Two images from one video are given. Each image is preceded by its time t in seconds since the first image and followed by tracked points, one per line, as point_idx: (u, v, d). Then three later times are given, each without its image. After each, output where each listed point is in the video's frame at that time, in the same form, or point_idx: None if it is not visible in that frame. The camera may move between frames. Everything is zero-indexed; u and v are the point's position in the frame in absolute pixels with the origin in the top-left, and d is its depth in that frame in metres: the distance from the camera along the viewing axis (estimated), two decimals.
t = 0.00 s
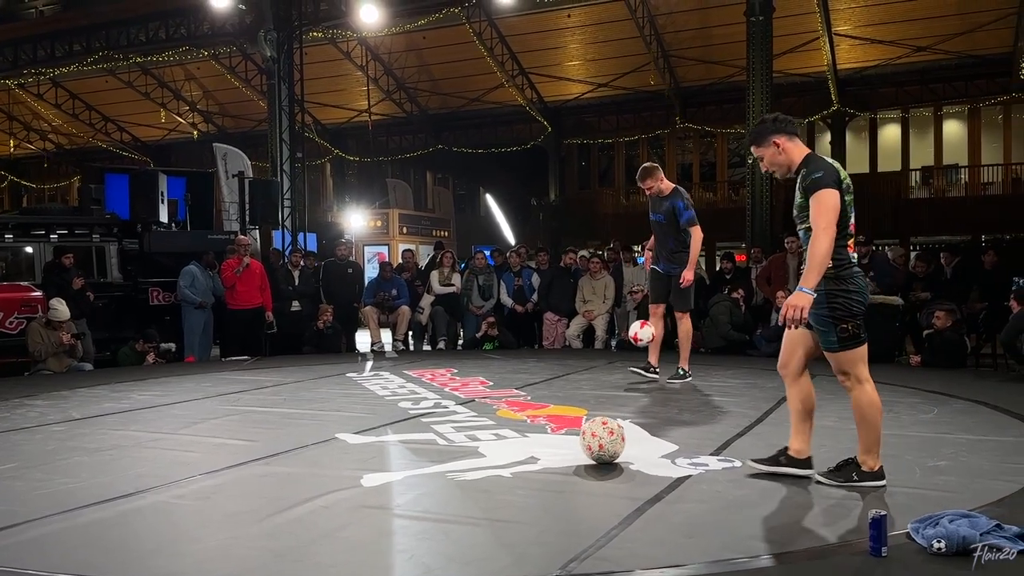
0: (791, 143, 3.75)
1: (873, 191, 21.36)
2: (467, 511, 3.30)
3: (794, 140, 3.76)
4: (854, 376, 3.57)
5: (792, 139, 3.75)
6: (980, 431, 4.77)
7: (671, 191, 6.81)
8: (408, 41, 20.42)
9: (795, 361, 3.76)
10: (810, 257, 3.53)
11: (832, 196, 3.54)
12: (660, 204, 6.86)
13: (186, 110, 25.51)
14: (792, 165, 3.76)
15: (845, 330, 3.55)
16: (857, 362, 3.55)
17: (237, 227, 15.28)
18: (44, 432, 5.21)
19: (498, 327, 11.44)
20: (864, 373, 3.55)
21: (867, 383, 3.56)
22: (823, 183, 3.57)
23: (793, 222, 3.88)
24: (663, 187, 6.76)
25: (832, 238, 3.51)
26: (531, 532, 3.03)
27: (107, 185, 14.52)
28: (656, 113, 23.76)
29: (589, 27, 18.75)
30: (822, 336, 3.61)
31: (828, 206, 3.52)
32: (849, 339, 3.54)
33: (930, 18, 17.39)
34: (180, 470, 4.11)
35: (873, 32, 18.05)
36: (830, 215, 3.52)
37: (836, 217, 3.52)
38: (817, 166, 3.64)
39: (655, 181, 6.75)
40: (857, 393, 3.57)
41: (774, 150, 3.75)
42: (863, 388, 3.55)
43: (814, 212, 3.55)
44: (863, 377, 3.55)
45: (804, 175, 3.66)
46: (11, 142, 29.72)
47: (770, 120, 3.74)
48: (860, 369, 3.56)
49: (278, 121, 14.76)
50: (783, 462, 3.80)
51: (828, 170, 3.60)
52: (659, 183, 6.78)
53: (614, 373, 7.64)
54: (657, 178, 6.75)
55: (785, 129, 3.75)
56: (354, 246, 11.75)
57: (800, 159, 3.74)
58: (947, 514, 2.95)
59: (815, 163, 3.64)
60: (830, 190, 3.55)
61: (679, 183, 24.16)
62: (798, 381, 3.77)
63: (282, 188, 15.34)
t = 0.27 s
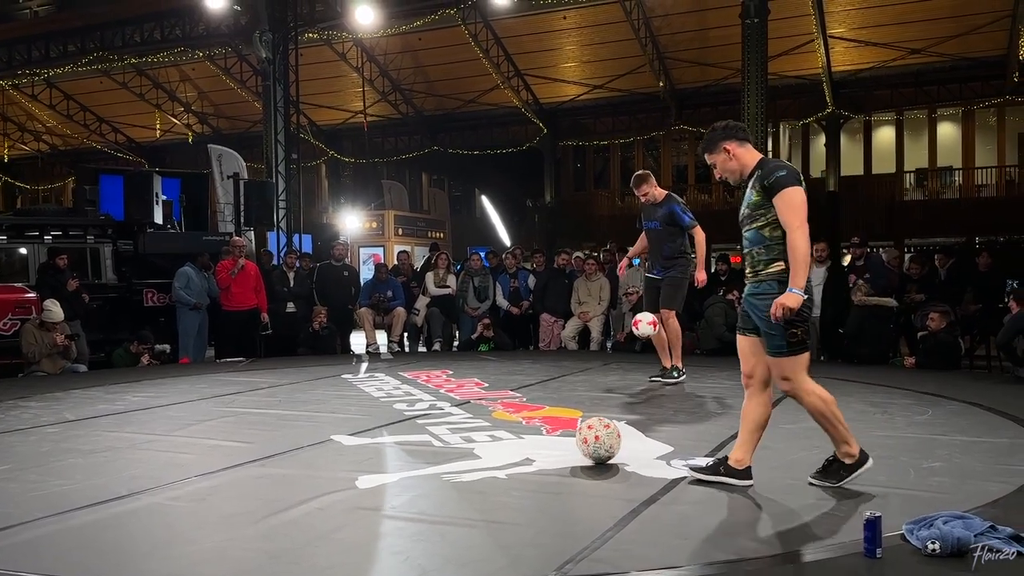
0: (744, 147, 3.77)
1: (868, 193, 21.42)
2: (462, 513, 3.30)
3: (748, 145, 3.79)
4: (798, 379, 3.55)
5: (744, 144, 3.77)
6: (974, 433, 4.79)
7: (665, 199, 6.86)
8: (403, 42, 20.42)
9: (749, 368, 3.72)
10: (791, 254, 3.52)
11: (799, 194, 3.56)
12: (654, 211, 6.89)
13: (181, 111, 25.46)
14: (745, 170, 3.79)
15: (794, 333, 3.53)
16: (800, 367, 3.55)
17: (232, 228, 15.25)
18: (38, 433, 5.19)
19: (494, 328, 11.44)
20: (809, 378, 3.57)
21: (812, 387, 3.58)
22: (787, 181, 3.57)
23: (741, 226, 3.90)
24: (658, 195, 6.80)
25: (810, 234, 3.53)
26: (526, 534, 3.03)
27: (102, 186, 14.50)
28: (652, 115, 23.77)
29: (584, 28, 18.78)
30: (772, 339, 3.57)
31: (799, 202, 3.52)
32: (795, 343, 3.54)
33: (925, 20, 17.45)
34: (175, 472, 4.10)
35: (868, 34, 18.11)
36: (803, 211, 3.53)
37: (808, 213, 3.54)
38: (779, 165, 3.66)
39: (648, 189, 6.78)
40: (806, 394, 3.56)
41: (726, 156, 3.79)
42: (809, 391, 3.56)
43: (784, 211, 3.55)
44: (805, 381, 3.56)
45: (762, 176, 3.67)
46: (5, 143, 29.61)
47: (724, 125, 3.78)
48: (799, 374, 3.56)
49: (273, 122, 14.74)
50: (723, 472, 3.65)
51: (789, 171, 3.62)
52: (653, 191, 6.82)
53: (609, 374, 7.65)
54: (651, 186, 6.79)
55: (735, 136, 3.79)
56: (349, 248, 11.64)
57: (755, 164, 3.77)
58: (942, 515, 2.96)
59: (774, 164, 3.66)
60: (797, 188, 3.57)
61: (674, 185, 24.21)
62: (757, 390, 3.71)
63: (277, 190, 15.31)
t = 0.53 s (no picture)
0: (702, 144, 3.80)
1: (863, 195, 21.48)
2: (458, 514, 3.30)
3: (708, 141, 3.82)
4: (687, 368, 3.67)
5: (703, 140, 3.80)
6: (970, 435, 4.80)
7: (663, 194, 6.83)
8: (400, 43, 20.40)
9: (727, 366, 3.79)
10: (750, 256, 3.54)
11: (755, 192, 3.61)
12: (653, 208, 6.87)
13: (177, 111, 25.40)
14: (702, 166, 3.82)
15: (711, 327, 3.64)
16: (697, 358, 3.66)
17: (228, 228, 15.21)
18: (32, 434, 5.18)
19: (490, 329, 11.43)
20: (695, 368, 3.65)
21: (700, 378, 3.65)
22: (740, 180, 3.62)
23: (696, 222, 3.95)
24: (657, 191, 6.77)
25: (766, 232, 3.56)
26: (522, 535, 3.03)
27: (97, 186, 14.46)
28: (649, 117, 23.74)
29: (581, 30, 18.79)
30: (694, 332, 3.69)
31: (752, 201, 3.57)
32: (707, 335, 3.65)
33: (921, 23, 17.49)
34: (170, 473, 4.09)
35: (864, 37, 18.14)
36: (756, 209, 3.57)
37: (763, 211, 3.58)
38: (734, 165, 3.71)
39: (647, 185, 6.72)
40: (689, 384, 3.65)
41: (686, 151, 3.80)
42: (694, 381, 3.64)
43: (738, 209, 3.60)
44: (695, 372, 3.65)
45: (718, 173, 3.71)
46: None
47: (684, 120, 3.82)
48: (691, 364, 3.67)
49: (269, 123, 14.70)
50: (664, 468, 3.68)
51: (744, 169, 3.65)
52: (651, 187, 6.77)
53: (605, 376, 7.65)
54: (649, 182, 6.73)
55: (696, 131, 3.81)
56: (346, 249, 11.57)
57: (712, 160, 3.80)
58: (936, 517, 2.96)
59: (730, 162, 3.70)
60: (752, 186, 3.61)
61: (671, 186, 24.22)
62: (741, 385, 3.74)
63: (274, 190, 15.27)
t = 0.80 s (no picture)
0: (661, 147, 3.71)
1: (859, 198, 21.53)
2: (453, 514, 3.29)
3: (667, 144, 3.71)
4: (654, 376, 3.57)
5: (661, 143, 3.71)
6: (965, 436, 4.81)
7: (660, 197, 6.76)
8: (397, 44, 20.42)
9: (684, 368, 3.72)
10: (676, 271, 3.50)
11: (691, 207, 3.49)
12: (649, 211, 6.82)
13: (173, 111, 25.38)
14: (659, 170, 3.73)
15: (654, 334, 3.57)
16: (654, 365, 3.57)
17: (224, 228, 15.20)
18: (26, 434, 5.16)
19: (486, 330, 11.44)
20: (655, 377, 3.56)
21: (661, 386, 3.55)
22: (677, 194, 3.52)
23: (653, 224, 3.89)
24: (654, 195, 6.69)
25: (694, 250, 3.46)
26: (518, 535, 3.03)
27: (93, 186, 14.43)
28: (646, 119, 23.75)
29: (578, 32, 18.82)
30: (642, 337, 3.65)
31: (680, 219, 3.47)
32: (657, 342, 3.56)
33: (917, 26, 17.55)
34: (165, 473, 4.08)
35: (860, 40, 18.20)
36: (685, 226, 3.46)
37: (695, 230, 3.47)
38: (680, 173, 3.60)
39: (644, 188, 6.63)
40: (647, 395, 3.55)
41: (645, 153, 3.72)
42: (653, 391, 3.54)
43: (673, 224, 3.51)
44: (655, 381, 3.56)
45: (661, 183, 3.61)
46: None
47: (642, 121, 3.72)
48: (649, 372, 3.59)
49: (266, 123, 14.71)
50: (627, 480, 3.63)
51: (681, 182, 3.55)
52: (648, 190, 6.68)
53: (601, 376, 7.64)
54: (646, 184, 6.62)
55: (655, 133, 3.72)
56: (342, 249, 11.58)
57: (666, 165, 3.70)
58: (932, 518, 2.97)
59: (674, 172, 3.60)
60: (686, 200, 3.50)
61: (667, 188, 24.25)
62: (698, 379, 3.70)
63: (270, 190, 15.26)
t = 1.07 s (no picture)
0: (628, 146, 3.80)
1: (857, 199, 21.56)
2: (451, 514, 3.29)
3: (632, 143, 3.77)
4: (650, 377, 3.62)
5: (628, 143, 3.80)
6: (962, 438, 4.81)
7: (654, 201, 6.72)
8: (395, 43, 20.40)
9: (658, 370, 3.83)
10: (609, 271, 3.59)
11: (630, 209, 3.55)
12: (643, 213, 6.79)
13: (172, 110, 25.34)
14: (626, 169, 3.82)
15: (628, 335, 3.64)
16: (640, 368, 3.62)
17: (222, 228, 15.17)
18: (23, 433, 5.15)
19: (484, 331, 11.43)
20: (650, 379, 3.60)
21: (656, 386, 3.59)
22: (620, 197, 3.59)
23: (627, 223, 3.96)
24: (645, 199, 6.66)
25: (627, 251, 3.54)
26: (515, 536, 3.02)
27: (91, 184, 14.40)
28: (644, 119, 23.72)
29: (577, 32, 18.81)
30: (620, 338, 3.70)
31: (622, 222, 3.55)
32: (631, 341, 3.63)
33: (916, 28, 17.56)
34: (162, 472, 4.07)
35: (859, 41, 18.21)
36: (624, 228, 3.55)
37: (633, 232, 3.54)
38: (631, 175, 3.65)
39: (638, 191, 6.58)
40: (643, 396, 3.58)
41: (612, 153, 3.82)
42: (648, 392, 3.58)
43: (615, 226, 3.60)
44: (646, 383, 3.60)
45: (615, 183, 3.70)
46: None
47: (610, 122, 3.83)
48: (639, 374, 3.63)
49: (264, 122, 14.68)
50: (626, 482, 3.62)
51: (629, 182, 3.61)
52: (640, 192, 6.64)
53: (599, 377, 7.64)
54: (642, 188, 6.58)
55: (623, 133, 3.80)
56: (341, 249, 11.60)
57: (629, 165, 3.78)
58: (930, 519, 2.96)
59: (626, 172, 3.66)
60: (627, 201, 3.57)
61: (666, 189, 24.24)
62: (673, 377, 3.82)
63: (268, 190, 15.23)
